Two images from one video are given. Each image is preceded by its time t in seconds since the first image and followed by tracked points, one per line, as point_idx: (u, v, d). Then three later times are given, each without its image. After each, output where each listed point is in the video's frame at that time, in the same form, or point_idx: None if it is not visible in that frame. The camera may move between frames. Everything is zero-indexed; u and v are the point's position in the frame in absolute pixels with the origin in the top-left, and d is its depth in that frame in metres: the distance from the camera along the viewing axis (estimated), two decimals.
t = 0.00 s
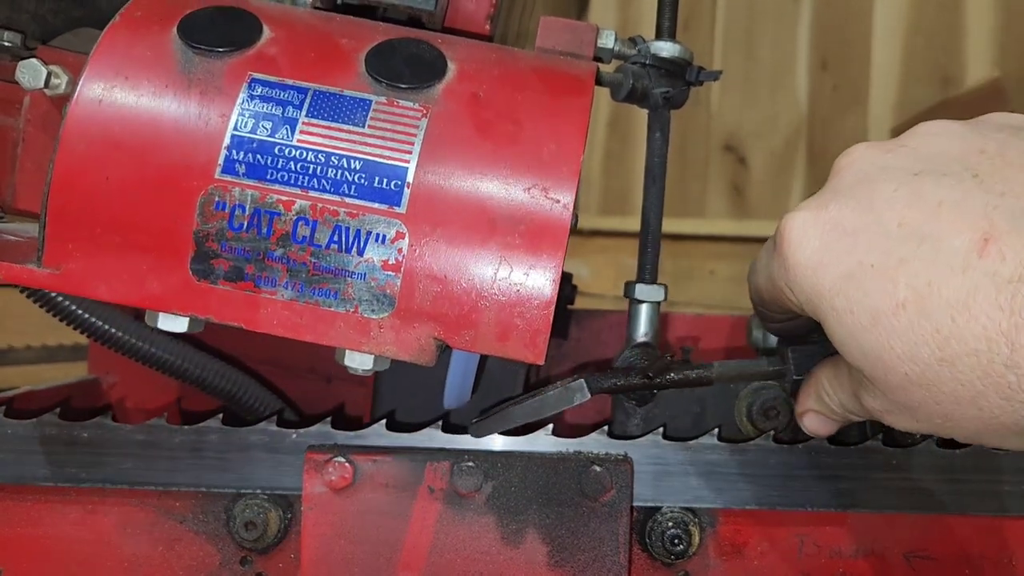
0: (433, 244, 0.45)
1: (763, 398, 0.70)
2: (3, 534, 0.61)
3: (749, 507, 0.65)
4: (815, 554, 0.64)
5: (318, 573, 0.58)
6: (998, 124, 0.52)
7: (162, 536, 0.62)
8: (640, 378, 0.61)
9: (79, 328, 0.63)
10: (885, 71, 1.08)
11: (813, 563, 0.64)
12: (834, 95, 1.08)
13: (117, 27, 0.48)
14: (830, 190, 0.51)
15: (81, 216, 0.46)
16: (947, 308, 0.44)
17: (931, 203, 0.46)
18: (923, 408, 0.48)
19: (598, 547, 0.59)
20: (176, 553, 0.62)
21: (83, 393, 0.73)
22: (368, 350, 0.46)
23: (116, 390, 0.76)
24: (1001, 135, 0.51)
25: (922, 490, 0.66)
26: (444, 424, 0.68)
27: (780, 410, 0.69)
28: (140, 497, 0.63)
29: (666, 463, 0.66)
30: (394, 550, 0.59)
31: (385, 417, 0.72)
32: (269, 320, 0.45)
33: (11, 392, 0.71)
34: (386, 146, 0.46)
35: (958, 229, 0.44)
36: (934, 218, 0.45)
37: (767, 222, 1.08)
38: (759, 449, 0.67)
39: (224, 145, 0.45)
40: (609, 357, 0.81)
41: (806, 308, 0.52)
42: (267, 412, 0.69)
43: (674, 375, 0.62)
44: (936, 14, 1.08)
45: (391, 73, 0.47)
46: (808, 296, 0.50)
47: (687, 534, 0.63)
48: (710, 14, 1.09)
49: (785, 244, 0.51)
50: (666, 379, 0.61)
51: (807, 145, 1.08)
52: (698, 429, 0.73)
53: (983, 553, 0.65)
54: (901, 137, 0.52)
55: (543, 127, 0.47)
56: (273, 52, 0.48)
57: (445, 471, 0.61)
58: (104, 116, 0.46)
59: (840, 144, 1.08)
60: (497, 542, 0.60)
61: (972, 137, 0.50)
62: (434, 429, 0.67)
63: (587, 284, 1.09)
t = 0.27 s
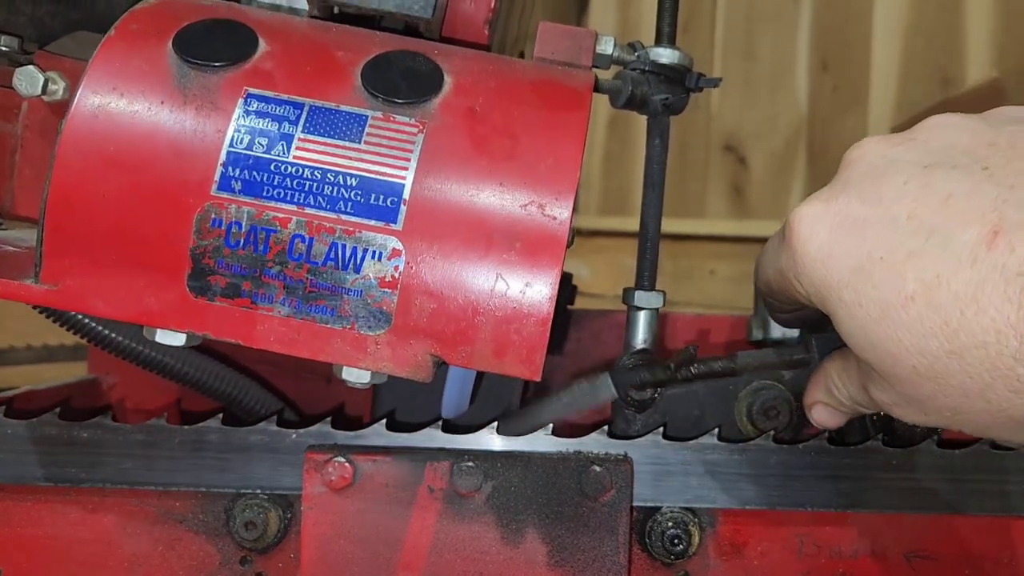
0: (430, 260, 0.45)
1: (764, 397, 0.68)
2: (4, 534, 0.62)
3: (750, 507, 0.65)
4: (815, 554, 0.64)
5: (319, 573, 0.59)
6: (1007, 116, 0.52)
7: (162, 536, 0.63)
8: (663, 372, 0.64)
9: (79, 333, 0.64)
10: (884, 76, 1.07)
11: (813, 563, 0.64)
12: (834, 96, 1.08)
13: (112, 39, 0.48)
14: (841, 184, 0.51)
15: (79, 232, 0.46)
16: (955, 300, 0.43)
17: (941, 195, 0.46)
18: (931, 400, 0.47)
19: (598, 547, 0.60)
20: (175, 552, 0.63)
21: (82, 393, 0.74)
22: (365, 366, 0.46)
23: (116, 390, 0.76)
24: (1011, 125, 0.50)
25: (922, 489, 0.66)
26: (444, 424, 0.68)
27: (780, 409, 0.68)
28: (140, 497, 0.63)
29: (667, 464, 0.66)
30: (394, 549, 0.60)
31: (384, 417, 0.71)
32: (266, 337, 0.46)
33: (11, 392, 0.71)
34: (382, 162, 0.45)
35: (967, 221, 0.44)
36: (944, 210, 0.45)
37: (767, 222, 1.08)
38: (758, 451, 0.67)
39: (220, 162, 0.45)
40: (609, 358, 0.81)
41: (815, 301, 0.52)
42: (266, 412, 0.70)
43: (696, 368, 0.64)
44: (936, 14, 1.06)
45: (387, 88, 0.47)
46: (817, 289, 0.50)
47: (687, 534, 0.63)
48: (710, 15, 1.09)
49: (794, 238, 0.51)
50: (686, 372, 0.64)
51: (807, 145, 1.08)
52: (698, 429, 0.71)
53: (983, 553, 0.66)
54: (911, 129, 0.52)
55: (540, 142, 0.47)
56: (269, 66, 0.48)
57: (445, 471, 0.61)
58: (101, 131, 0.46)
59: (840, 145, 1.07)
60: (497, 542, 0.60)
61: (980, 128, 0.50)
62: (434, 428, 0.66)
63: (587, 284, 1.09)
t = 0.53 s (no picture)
0: (427, 271, 0.45)
1: (763, 398, 0.70)
2: (4, 534, 0.62)
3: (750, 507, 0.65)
4: (815, 554, 0.64)
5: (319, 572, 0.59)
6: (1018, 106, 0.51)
7: (162, 536, 0.63)
8: (673, 366, 0.61)
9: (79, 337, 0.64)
10: (884, 76, 1.07)
11: (812, 563, 0.64)
12: (834, 96, 1.07)
13: (109, 49, 0.48)
14: (851, 170, 0.51)
15: (77, 243, 0.46)
16: (967, 289, 0.44)
17: (952, 183, 0.46)
18: (939, 389, 0.48)
19: (598, 548, 0.60)
20: (175, 553, 0.63)
21: (82, 394, 0.74)
22: (363, 378, 0.46)
23: (116, 390, 0.76)
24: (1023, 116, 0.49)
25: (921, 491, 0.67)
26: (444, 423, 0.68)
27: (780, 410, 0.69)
28: (140, 497, 0.63)
29: (666, 464, 0.66)
30: (394, 550, 0.60)
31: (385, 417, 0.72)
32: (263, 348, 0.46)
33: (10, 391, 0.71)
34: (380, 174, 0.45)
35: (980, 210, 0.44)
36: (955, 198, 0.45)
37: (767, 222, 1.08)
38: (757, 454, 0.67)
39: (217, 174, 0.45)
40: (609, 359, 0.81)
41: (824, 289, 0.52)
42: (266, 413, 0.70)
43: (706, 360, 0.62)
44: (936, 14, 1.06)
45: (385, 99, 0.47)
46: (826, 277, 0.51)
47: (687, 534, 0.64)
48: (709, 17, 1.08)
49: (803, 225, 0.51)
50: (697, 364, 0.61)
51: (807, 146, 1.07)
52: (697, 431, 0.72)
53: (982, 553, 0.66)
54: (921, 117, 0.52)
55: (538, 153, 0.47)
56: (266, 76, 0.48)
57: (445, 471, 0.61)
58: (98, 142, 0.46)
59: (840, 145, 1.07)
60: (497, 542, 0.60)
61: (993, 116, 0.49)
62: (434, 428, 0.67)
63: (587, 284, 1.09)
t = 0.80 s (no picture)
0: (424, 282, 0.45)
1: (763, 398, 0.68)
2: (4, 534, 0.63)
3: (750, 507, 0.65)
4: (815, 555, 0.65)
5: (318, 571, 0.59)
6: (1017, 107, 0.50)
7: (162, 537, 0.63)
8: (658, 359, 0.60)
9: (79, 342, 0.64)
10: (885, 74, 1.06)
11: (812, 563, 0.65)
12: (834, 96, 1.07)
13: (104, 59, 0.48)
14: (850, 164, 0.51)
15: (74, 255, 0.46)
16: (965, 285, 0.43)
17: (953, 178, 0.46)
18: (933, 388, 0.47)
19: (598, 549, 0.60)
20: (175, 554, 0.63)
21: (82, 393, 0.74)
22: (361, 389, 0.46)
23: (116, 391, 0.75)
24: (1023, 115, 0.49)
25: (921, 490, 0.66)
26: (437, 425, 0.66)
27: (781, 410, 0.68)
28: (140, 497, 0.64)
29: (666, 464, 0.66)
30: (394, 550, 0.60)
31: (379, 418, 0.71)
32: (261, 360, 0.46)
33: (10, 392, 0.70)
34: (377, 185, 0.45)
35: (981, 206, 0.44)
36: (955, 194, 0.45)
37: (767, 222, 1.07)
38: (756, 459, 0.66)
39: (213, 186, 0.45)
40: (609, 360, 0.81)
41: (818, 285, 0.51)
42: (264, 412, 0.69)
43: (691, 352, 0.60)
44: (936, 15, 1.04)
45: (382, 109, 0.47)
46: (821, 272, 0.50)
47: (687, 535, 0.64)
48: (709, 17, 1.07)
49: (800, 220, 0.51)
50: (682, 357, 0.60)
51: (807, 145, 1.07)
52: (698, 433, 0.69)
53: (982, 553, 0.66)
54: (922, 115, 0.52)
55: (534, 165, 0.47)
56: (262, 85, 0.48)
57: (445, 471, 0.61)
58: (94, 153, 0.46)
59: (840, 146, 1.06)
60: (497, 543, 0.60)
61: (994, 116, 0.49)
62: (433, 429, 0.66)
63: (587, 283, 1.09)
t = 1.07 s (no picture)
0: (424, 284, 0.45)
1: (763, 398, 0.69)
2: (4, 533, 0.62)
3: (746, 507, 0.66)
4: (816, 555, 0.64)
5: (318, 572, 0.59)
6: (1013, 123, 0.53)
7: (162, 536, 0.63)
8: (631, 358, 0.63)
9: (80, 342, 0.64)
10: (886, 73, 1.06)
11: (814, 563, 0.64)
12: (834, 96, 1.07)
13: (104, 60, 0.47)
14: (846, 177, 0.51)
15: (74, 256, 0.46)
16: (966, 300, 0.44)
17: (952, 193, 0.46)
18: (930, 405, 0.47)
19: (598, 549, 0.60)
20: (175, 552, 0.63)
21: (81, 392, 0.74)
22: (361, 390, 0.46)
23: (116, 390, 0.76)
24: (1016, 130, 0.51)
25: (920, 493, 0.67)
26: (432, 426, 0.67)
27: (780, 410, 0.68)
28: (141, 497, 0.64)
29: (664, 464, 0.67)
30: (394, 550, 0.60)
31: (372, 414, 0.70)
32: (261, 360, 0.46)
33: (11, 392, 0.71)
34: (377, 186, 0.45)
35: (980, 221, 0.44)
36: (954, 209, 0.45)
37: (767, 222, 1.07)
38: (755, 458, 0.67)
39: (214, 186, 0.45)
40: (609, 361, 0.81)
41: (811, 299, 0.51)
42: (257, 407, 0.69)
43: (662, 351, 0.63)
44: (936, 15, 1.04)
45: (382, 110, 0.47)
46: (816, 286, 0.50)
47: (687, 535, 0.63)
48: (710, 16, 1.07)
49: (795, 233, 0.50)
50: (654, 356, 0.63)
51: (807, 145, 1.07)
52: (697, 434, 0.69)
53: (987, 556, 0.65)
54: (918, 129, 0.52)
55: (534, 167, 0.47)
56: (262, 86, 0.48)
57: (444, 471, 0.62)
58: (94, 155, 0.46)
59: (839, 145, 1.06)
60: (497, 542, 0.60)
61: (990, 133, 0.51)
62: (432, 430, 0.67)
63: (587, 284, 1.08)
